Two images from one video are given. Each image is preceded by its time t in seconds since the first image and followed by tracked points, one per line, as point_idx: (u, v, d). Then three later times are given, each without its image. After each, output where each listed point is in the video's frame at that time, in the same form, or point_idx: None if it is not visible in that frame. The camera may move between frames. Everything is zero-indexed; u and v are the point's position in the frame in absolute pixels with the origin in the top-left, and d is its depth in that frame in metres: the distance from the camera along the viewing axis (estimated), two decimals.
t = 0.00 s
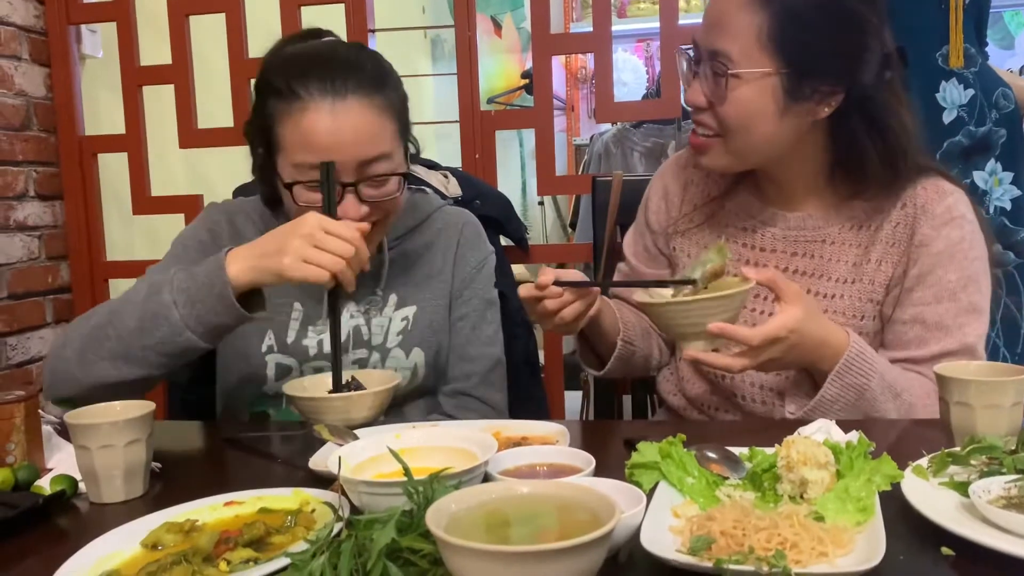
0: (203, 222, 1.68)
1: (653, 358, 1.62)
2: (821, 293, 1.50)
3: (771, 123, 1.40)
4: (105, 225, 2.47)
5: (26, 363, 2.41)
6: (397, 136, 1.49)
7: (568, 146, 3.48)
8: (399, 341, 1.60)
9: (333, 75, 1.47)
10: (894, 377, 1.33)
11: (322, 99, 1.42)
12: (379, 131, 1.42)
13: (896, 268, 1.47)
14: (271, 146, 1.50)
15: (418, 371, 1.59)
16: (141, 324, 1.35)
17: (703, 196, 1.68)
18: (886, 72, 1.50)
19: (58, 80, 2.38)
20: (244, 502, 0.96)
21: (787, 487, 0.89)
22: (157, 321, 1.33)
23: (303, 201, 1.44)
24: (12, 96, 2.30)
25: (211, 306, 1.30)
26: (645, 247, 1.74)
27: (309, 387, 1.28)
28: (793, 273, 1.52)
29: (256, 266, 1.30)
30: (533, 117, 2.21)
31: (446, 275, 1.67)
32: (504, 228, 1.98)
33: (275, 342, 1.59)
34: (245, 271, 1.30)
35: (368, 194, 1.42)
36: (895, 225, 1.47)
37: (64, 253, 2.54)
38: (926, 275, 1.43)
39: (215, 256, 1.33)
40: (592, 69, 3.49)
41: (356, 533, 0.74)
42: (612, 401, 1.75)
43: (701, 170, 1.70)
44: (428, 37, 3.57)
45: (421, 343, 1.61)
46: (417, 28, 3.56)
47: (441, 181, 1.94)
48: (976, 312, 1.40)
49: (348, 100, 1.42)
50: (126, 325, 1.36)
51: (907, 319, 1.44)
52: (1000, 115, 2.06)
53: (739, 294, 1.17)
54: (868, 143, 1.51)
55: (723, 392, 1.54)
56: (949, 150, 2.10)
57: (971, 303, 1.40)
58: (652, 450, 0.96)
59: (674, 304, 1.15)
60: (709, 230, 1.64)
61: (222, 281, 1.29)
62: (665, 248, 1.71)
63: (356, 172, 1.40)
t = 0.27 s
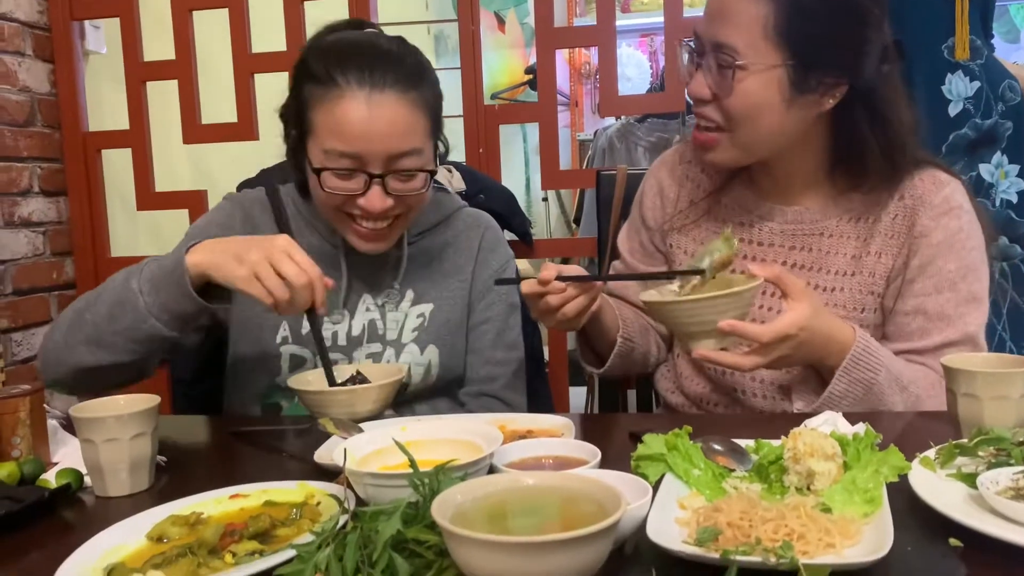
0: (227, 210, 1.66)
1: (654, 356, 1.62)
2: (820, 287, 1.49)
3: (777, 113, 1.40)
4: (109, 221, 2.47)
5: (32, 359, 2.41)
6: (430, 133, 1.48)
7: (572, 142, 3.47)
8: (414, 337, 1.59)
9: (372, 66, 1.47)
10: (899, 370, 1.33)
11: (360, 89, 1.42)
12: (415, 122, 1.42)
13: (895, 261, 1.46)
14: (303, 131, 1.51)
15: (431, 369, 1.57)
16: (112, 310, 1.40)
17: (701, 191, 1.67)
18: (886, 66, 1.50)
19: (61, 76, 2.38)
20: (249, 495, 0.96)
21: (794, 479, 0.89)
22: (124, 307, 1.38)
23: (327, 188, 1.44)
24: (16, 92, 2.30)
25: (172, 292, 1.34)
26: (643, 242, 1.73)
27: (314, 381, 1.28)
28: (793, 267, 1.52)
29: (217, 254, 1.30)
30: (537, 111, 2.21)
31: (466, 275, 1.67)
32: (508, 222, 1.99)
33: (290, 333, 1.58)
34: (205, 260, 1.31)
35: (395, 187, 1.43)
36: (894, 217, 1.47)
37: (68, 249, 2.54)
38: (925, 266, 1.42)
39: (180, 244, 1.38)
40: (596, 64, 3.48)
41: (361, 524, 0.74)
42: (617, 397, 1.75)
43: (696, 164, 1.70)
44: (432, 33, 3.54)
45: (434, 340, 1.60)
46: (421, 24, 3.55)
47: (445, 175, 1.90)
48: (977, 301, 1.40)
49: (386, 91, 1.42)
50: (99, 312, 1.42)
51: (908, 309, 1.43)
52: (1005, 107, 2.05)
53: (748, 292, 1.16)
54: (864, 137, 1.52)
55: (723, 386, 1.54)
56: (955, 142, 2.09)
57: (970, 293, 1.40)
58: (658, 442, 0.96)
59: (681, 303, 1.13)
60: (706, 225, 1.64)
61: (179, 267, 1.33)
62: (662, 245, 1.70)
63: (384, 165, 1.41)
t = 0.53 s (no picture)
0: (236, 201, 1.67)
1: (654, 347, 1.61)
2: (819, 284, 1.49)
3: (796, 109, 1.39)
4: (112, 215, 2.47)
5: (36, 353, 2.41)
6: (446, 126, 1.48)
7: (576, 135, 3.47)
8: (424, 330, 1.58)
9: (391, 56, 1.46)
10: (894, 371, 1.32)
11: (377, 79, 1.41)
12: (430, 116, 1.42)
13: (894, 260, 1.46)
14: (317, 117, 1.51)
15: (439, 363, 1.57)
16: (121, 309, 1.40)
17: (703, 184, 1.65)
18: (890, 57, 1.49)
19: (64, 71, 2.38)
20: (252, 487, 0.96)
21: (798, 470, 0.88)
22: (131, 304, 1.39)
23: (339, 176, 1.43)
24: (19, 86, 2.31)
25: (173, 280, 1.36)
26: (645, 235, 1.71)
27: (317, 373, 1.28)
28: (796, 264, 1.52)
29: (211, 236, 1.33)
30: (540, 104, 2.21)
31: (478, 270, 1.66)
32: (512, 216, 1.99)
33: (300, 326, 1.58)
34: (201, 243, 1.33)
35: (408, 178, 1.42)
36: (897, 213, 1.47)
37: (72, 243, 2.55)
38: (923, 267, 1.42)
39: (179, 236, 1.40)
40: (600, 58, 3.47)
41: (364, 516, 0.74)
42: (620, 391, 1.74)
43: (699, 157, 1.68)
44: (435, 27, 3.54)
45: (443, 335, 1.59)
46: (424, 17, 3.54)
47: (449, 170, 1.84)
48: (976, 300, 1.39)
49: (403, 83, 1.41)
50: (109, 314, 1.41)
51: (906, 310, 1.43)
52: (1011, 99, 2.04)
53: (743, 288, 1.16)
54: (872, 130, 1.50)
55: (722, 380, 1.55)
56: (960, 135, 2.08)
57: (970, 293, 1.40)
58: (662, 434, 0.96)
59: (677, 297, 1.13)
60: (707, 217, 1.63)
61: (175, 254, 1.35)
62: (664, 237, 1.68)
63: (397, 156, 1.41)
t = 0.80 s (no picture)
0: (240, 198, 1.67)
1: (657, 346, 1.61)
2: (821, 282, 1.49)
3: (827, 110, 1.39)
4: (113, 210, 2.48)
5: (37, 348, 2.42)
6: (449, 125, 1.48)
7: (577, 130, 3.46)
8: (427, 328, 1.58)
9: (392, 54, 1.46)
10: (891, 368, 1.32)
11: (378, 79, 1.41)
12: (431, 114, 1.42)
13: (897, 255, 1.46)
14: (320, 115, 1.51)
15: (442, 360, 1.57)
16: (130, 315, 1.41)
17: (704, 182, 1.65)
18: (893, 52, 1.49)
19: (64, 66, 2.38)
20: (252, 482, 0.96)
21: (797, 465, 0.88)
22: (141, 310, 1.40)
23: (342, 176, 1.43)
24: (20, 81, 2.31)
25: (185, 289, 1.37)
26: (647, 234, 1.70)
27: (317, 368, 1.29)
28: (798, 262, 1.52)
29: (224, 247, 1.33)
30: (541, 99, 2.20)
31: (483, 268, 1.66)
32: (512, 211, 1.98)
33: (305, 322, 1.58)
34: (213, 254, 1.34)
35: (410, 177, 1.42)
36: (900, 210, 1.46)
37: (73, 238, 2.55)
38: (925, 262, 1.42)
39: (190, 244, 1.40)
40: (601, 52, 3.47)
41: (363, 509, 0.74)
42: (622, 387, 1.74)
43: (702, 152, 1.67)
44: (436, 21, 3.54)
45: (446, 332, 1.60)
46: (425, 11, 3.54)
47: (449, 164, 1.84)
48: (975, 296, 1.39)
49: (404, 82, 1.41)
50: (119, 320, 1.43)
51: (906, 302, 1.43)
52: (1013, 93, 2.03)
53: (745, 287, 1.16)
54: (873, 124, 1.50)
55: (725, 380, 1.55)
56: (961, 129, 2.08)
57: (970, 288, 1.39)
58: (661, 428, 0.96)
59: (681, 297, 1.13)
60: (711, 217, 1.62)
61: (189, 264, 1.35)
62: (665, 236, 1.68)
63: (398, 155, 1.40)
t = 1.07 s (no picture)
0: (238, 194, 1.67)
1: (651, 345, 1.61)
2: (816, 279, 1.50)
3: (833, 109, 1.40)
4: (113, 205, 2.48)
5: (37, 344, 2.42)
6: (442, 122, 1.48)
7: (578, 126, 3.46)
8: (426, 324, 1.59)
9: (382, 53, 1.46)
10: (888, 361, 1.32)
11: (369, 77, 1.41)
12: (423, 110, 1.42)
13: (890, 250, 1.47)
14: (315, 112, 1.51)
15: (441, 357, 1.57)
16: (112, 313, 1.42)
17: (695, 181, 1.64)
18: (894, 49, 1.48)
19: (64, 62, 2.38)
20: (252, 477, 0.96)
21: (796, 461, 0.88)
22: (123, 307, 1.40)
23: (336, 175, 1.43)
24: (20, 77, 2.31)
25: (159, 280, 1.37)
26: (639, 234, 1.69)
27: (317, 364, 1.29)
28: (791, 260, 1.52)
29: (192, 237, 1.33)
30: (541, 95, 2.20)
31: (482, 264, 1.67)
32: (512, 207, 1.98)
33: (304, 319, 1.58)
34: (182, 245, 1.33)
35: (404, 175, 1.42)
36: (893, 203, 1.48)
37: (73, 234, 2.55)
38: (922, 255, 1.42)
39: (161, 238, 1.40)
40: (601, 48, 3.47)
41: (363, 505, 0.74)
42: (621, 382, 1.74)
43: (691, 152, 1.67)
44: (436, 18, 3.53)
45: (445, 329, 1.60)
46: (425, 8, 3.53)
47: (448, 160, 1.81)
48: (966, 290, 1.39)
49: (394, 80, 1.41)
50: (103, 319, 1.43)
51: (900, 297, 1.43)
52: (1013, 90, 2.03)
53: (746, 280, 1.16)
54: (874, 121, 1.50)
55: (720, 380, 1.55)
56: (961, 126, 2.08)
57: (961, 281, 1.39)
58: (660, 424, 0.96)
59: (687, 294, 1.13)
60: (703, 216, 1.62)
61: (160, 255, 1.35)
62: (658, 237, 1.67)
63: (392, 154, 1.40)
